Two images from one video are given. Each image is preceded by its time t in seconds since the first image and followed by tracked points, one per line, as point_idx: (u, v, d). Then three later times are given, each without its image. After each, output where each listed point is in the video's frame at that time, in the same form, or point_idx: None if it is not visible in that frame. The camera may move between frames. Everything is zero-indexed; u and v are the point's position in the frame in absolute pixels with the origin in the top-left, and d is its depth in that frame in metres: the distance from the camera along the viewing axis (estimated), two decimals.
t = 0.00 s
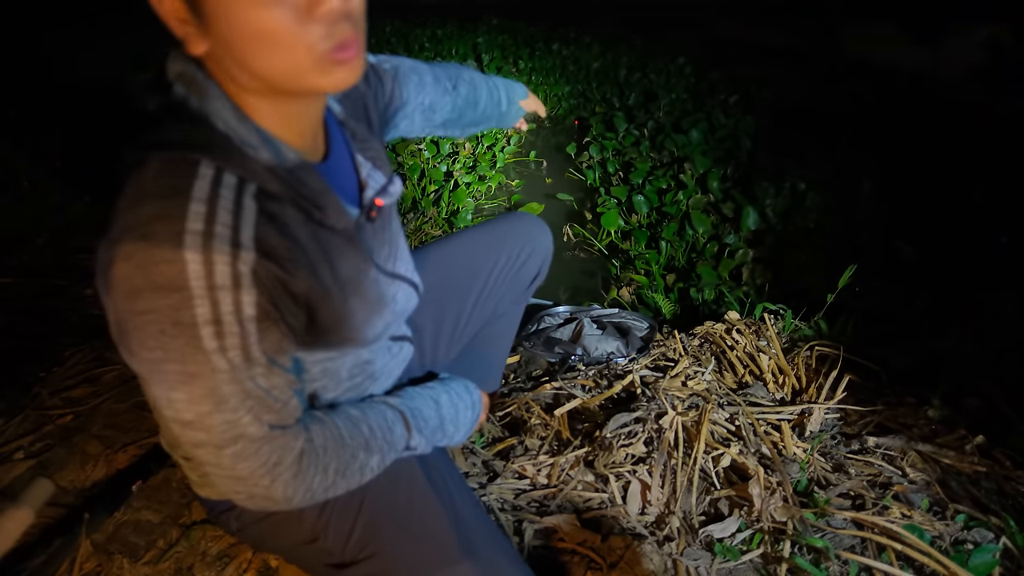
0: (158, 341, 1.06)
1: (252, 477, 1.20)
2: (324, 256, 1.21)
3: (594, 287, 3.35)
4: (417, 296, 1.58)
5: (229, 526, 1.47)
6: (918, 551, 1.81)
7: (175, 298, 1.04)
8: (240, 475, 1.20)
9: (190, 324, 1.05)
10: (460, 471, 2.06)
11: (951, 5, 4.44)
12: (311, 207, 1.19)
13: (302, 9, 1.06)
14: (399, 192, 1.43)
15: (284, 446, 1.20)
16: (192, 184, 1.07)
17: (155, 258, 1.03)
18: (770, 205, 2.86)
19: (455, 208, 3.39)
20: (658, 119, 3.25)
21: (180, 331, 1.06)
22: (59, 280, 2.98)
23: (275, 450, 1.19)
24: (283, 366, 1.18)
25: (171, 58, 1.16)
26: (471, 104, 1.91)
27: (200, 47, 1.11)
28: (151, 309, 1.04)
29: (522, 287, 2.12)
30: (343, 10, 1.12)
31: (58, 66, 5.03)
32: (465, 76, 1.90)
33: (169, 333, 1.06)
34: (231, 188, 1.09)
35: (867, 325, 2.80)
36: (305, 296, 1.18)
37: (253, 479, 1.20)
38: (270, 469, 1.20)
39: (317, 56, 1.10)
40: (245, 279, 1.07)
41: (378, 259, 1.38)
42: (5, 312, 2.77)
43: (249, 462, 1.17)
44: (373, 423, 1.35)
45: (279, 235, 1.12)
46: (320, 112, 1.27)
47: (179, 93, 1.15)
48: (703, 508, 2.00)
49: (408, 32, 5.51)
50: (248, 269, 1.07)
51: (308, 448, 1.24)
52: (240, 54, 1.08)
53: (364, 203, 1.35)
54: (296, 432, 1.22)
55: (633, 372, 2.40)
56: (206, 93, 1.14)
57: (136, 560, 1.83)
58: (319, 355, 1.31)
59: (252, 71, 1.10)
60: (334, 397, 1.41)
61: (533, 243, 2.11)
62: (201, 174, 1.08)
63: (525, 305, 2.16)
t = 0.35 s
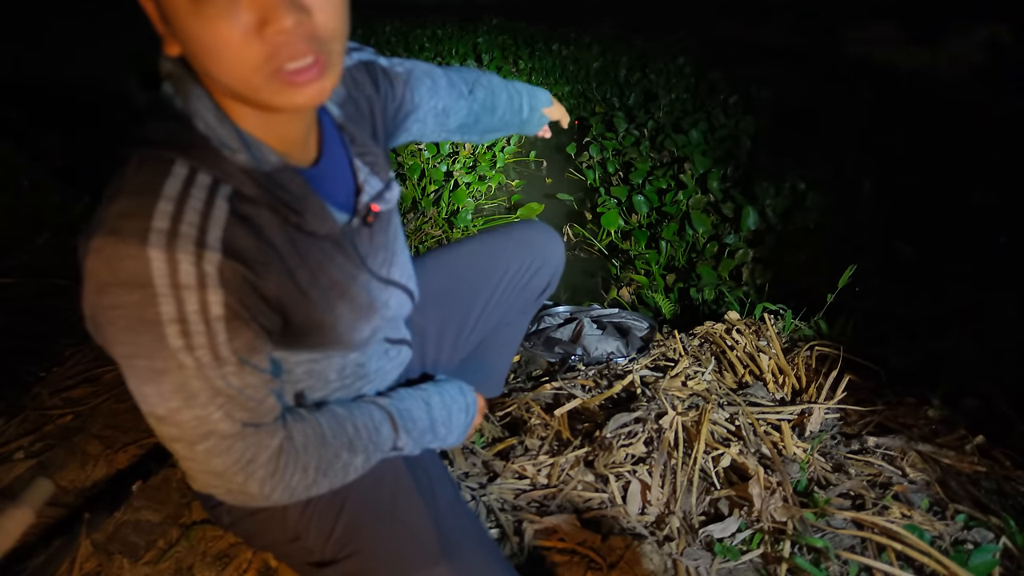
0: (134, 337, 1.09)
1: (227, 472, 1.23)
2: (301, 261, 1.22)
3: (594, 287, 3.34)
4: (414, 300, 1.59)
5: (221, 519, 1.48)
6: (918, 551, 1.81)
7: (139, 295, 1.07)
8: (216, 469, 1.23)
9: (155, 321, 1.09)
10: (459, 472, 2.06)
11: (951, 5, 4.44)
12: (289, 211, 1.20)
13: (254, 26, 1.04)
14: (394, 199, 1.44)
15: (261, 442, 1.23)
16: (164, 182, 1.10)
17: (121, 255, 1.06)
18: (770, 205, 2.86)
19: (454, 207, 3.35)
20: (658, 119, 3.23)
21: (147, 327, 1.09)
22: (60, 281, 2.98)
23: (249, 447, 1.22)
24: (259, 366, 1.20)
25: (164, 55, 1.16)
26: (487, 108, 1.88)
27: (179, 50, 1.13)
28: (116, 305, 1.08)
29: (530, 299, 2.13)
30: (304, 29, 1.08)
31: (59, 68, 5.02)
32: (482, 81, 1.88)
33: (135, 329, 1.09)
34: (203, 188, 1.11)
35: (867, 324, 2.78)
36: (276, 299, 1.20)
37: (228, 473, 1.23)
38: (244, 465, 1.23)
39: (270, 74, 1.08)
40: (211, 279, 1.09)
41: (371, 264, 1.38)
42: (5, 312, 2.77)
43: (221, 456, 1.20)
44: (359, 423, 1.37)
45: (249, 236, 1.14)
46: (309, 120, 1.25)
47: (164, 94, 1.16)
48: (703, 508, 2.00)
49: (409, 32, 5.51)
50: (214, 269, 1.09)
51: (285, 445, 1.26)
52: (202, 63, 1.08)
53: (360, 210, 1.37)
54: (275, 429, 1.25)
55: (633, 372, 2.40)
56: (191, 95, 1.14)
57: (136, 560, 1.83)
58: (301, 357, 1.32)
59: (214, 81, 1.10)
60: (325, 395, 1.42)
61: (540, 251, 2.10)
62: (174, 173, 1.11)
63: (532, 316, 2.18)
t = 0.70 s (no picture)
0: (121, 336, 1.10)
1: (218, 471, 1.23)
2: (289, 260, 1.22)
3: (594, 287, 3.32)
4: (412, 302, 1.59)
5: (219, 518, 1.49)
6: (918, 551, 1.81)
7: (123, 294, 1.07)
8: (207, 467, 1.23)
9: (140, 320, 1.09)
10: (459, 472, 2.06)
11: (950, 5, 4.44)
12: (276, 211, 1.19)
13: (227, 58, 1.04)
14: (391, 202, 1.44)
15: (253, 440, 1.23)
16: (149, 181, 1.10)
17: (106, 253, 1.06)
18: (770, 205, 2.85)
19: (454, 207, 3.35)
20: (659, 119, 3.24)
21: (132, 325, 1.09)
22: (59, 280, 2.97)
23: (240, 445, 1.22)
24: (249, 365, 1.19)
25: (157, 56, 1.17)
26: (488, 114, 1.87)
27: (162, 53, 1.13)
28: (105, 302, 1.08)
29: (535, 304, 2.12)
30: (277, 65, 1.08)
31: (61, 68, 5.02)
32: (486, 86, 1.87)
33: (122, 327, 1.09)
34: (189, 187, 1.11)
35: (867, 324, 2.78)
36: (263, 299, 1.20)
37: (220, 471, 1.24)
38: (234, 463, 1.23)
39: (241, 102, 1.08)
40: (195, 278, 1.09)
41: (368, 267, 1.38)
42: (4, 312, 2.77)
43: (211, 453, 1.21)
44: (354, 423, 1.37)
45: (235, 237, 1.14)
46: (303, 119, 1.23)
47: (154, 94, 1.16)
48: (703, 508, 2.00)
49: (409, 32, 5.51)
50: (198, 268, 1.10)
51: (276, 444, 1.27)
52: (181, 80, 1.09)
53: (355, 211, 1.35)
54: (268, 427, 1.25)
55: (633, 372, 2.40)
56: (178, 97, 1.14)
57: (136, 560, 1.83)
58: (294, 355, 1.32)
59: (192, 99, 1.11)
60: (320, 395, 1.42)
61: (542, 255, 2.08)
62: (160, 171, 1.11)
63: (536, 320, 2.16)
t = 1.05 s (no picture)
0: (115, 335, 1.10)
1: (210, 468, 1.25)
2: (284, 270, 1.22)
3: (594, 287, 3.30)
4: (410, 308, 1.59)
5: (216, 515, 1.49)
6: (918, 551, 1.81)
7: (119, 294, 1.07)
8: (200, 465, 1.25)
9: (135, 320, 1.09)
10: (459, 473, 2.06)
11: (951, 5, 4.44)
12: (273, 222, 1.19)
13: (323, 106, 1.07)
14: (389, 214, 1.44)
15: (244, 439, 1.23)
16: (149, 185, 1.09)
17: (102, 253, 1.06)
18: (769, 205, 2.85)
19: (453, 207, 3.35)
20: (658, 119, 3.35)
21: (127, 325, 1.09)
22: (59, 280, 2.97)
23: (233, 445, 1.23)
24: (244, 367, 1.20)
25: (169, 62, 1.16)
26: (484, 134, 1.85)
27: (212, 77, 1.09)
28: (101, 301, 1.08)
29: (531, 300, 2.12)
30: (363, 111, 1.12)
31: (62, 68, 5.01)
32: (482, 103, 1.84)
33: (118, 326, 1.09)
34: (188, 194, 1.11)
35: (867, 324, 2.76)
36: (258, 304, 1.20)
37: (213, 467, 1.25)
38: (227, 462, 1.25)
39: (321, 141, 1.12)
40: (190, 282, 1.09)
41: (365, 276, 1.38)
42: (5, 312, 2.77)
43: (203, 452, 1.21)
44: (351, 415, 1.40)
45: (231, 244, 1.13)
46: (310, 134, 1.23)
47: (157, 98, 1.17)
48: (703, 508, 2.00)
49: (409, 32, 5.51)
50: (193, 271, 1.09)
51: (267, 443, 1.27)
52: (249, 110, 1.08)
53: (354, 221, 1.36)
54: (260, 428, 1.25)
55: (633, 372, 2.41)
56: (191, 105, 1.13)
57: (136, 560, 1.83)
58: (286, 357, 1.32)
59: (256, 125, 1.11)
60: (313, 392, 1.43)
61: (541, 252, 2.08)
62: (161, 178, 1.10)
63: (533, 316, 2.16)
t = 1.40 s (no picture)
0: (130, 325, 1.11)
1: (223, 459, 1.27)
2: (296, 259, 1.22)
3: (594, 288, 3.29)
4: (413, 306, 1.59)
5: (218, 514, 1.48)
6: (918, 551, 1.81)
7: (134, 283, 1.08)
8: (213, 456, 1.27)
9: (150, 308, 1.10)
10: (460, 472, 2.07)
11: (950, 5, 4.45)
12: (284, 210, 1.19)
13: (255, 30, 1.04)
14: (396, 209, 1.42)
15: (252, 432, 1.25)
16: (164, 173, 1.11)
17: (119, 241, 1.07)
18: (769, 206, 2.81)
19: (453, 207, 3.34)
20: (658, 119, 3.36)
21: (142, 313, 1.10)
22: (60, 280, 2.98)
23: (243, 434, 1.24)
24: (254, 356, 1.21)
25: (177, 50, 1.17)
26: (505, 167, 1.83)
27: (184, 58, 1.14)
28: (116, 289, 1.09)
29: (530, 300, 2.12)
30: (303, 38, 1.08)
31: (61, 69, 5.01)
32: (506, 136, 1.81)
33: (132, 314, 1.10)
34: (202, 181, 1.12)
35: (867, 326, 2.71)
36: (269, 293, 1.20)
37: (224, 457, 1.27)
38: (240, 452, 1.26)
39: (264, 78, 1.07)
40: (206, 269, 1.10)
41: (372, 272, 1.38)
42: (5, 312, 2.77)
43: (214, 441, 1.23)
44: (351, 416, 1.39)
45: (245, 232, 1.14)
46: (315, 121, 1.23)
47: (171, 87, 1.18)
48: (703, 508, 2.00)
49: (408, 32, 5.51)
50: (208, 258, 1.10)
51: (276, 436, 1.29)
52: (202, 63, 1.09)
53: (360, 217, 1.34)
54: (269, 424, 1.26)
55: (633, 372, 2.41)
56: (196, 91, 1.13)
57: (136, 560, 1.83)
58: (294, 354, 1.33)
59: (211, 80, 1.10)
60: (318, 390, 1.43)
61: (540, 250, 2.09)
62: (174, 165, 1.11)
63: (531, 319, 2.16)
